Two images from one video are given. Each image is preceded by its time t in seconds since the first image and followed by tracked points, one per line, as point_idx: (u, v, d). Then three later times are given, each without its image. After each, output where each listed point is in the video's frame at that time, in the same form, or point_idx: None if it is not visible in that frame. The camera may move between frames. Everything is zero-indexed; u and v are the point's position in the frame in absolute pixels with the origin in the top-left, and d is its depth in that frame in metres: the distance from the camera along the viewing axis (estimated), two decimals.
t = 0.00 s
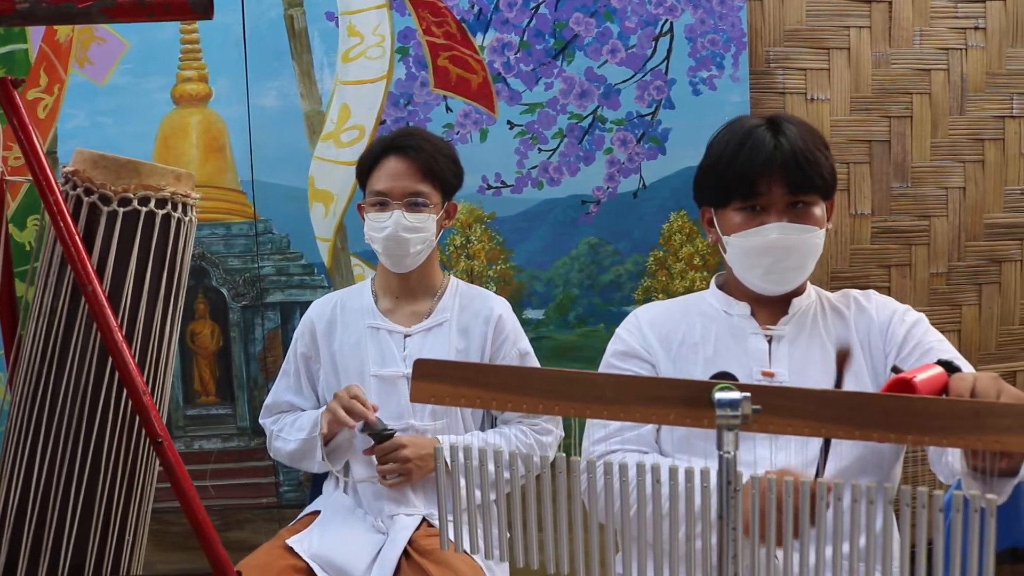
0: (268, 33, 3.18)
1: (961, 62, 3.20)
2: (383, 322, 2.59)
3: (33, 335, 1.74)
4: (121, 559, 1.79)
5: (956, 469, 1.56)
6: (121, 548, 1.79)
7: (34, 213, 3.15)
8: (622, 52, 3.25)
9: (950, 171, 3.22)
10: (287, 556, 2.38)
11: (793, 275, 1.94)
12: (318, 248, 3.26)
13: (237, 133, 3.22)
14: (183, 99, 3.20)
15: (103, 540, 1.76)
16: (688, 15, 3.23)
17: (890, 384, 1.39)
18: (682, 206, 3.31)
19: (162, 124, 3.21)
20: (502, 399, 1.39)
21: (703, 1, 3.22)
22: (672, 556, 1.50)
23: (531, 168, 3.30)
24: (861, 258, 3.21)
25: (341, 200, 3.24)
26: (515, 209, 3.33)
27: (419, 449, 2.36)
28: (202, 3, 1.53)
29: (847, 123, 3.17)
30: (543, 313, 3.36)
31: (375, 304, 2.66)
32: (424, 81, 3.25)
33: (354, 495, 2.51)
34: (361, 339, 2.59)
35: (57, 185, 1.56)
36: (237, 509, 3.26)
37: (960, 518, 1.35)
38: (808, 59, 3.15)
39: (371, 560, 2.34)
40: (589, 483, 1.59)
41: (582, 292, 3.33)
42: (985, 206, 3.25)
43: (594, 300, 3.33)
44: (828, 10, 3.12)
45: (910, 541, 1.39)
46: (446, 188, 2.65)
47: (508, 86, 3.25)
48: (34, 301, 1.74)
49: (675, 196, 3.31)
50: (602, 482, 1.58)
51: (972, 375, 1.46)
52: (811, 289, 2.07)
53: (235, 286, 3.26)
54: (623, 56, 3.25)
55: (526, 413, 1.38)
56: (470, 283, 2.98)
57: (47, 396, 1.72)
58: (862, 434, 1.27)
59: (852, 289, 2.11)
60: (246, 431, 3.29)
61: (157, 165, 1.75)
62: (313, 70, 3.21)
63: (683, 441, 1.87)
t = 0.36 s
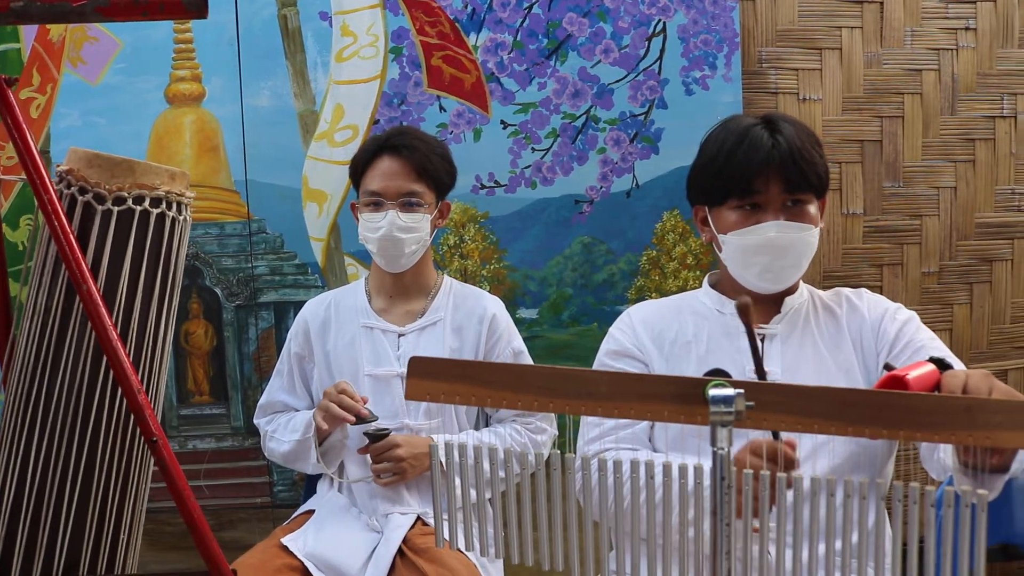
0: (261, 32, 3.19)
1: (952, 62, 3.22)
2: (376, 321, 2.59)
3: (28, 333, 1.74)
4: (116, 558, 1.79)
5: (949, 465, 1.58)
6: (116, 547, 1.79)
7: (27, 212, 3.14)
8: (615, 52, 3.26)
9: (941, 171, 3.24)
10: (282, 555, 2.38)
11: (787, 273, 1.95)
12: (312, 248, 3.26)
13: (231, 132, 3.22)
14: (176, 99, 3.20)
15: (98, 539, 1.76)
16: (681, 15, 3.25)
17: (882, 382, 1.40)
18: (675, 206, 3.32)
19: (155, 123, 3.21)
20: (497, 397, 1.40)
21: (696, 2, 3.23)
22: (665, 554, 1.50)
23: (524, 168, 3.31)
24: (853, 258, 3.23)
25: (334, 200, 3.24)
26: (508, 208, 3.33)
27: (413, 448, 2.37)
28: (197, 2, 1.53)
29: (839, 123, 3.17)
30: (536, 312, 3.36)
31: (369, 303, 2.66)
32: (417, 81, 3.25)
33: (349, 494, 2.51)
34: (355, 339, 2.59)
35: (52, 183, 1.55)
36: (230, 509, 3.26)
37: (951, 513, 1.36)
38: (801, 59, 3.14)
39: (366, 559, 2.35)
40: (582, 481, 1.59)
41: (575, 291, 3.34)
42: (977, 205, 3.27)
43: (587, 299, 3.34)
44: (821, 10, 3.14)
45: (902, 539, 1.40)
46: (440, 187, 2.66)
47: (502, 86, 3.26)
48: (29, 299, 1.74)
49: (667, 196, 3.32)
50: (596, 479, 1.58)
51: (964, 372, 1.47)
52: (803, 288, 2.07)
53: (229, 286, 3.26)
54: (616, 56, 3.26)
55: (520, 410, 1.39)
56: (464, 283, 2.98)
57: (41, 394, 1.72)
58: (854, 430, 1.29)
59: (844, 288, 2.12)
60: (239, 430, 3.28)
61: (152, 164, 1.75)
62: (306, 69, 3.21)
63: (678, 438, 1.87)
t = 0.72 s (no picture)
0: (254, 31, 3.18)
1: (943, 62, 3.23)
2: (369, 319, 2.59)
3: (18, 332, 1.73)
4: (108, 557, 1.79)
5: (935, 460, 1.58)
6: (107, 546, 1.79)
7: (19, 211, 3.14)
8: (607, 51, 3.27)
9: (932, 170, 3.25)
10: (274, 552, 2.38)
11: (778, 271, 1.96)
12: (305, 247, 3.26)
13: (224, 131, 3.22)
14: (169, 97, 3.20)
15: (89, 537, 1.76)
16: (673, 14, 3.26)
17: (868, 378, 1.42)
18: (667, 204, 3.33)
19: (148, 122, 3.21)
20: (487, 392, 1.40)
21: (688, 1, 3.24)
22: (655, 548, 1.51)
23: (517, 167, 3.31)
24: (845, 257, 3.23)
25: (327, 199, 3.24)
26: (500, 207, 3.34)
27: (405, 445, 2.37)
28: None
29: (831, 122, 3.16)
30: (529, 310, 3.37)
31: (362, 301, 2.66)
32: (410, 80, 3.25)
33: (341, 492, 2.51)
34: (347, 336, 2.60)
35: (44, 181, 1.53)
36: (223, 508, 3.26)
37: (939, 507, 1.37)
38: (794, 58, 3.09)
39: (358, 556, 2.35)
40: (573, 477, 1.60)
41: (568, 289, 3.35)
42: (968, 204, 3.28)
43: (579, 297, 3.35)
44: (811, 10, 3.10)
45: (890, 535, 1.41)
46: (432, 187, 2.67)
47: (494, 85, 3.27)
48: (20, 297, 1.74)
49: (659, 195, 3.33)
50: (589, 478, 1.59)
51: (951, 368, 1.48)
52: (794, 285, 2.08)
53: (221, 284, 3.27)
54: (609, 55, 3.27)
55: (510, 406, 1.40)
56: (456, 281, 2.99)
57: (31, 392, 1.71)
58: (842, 425, 1.29)
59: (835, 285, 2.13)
60: (232, 429, 3.29)
61: (144, 162, 1.75)
62: (299, 69, 3.21)
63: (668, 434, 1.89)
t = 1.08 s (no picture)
0: (245, 30, 3.18)
1: (936, 61, 3.23)
2: (361, 319, 2.59)
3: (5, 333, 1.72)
4: (96, 558, 1.78)
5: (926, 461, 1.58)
6: (96, 547, 1.78)
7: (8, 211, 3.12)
8: (600, 50, 3.27)
9: (925, 169, 3.25)
10: (265, 553, 2.37)
11: (770, 271, 1.96)
12: (296, 246, 3.25)
13: (215, 130, 3.22)
14: (160, 97, 3.19)
15: (78, 537, 1.75)
16: (665, 14, 3.26)
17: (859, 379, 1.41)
18: (660, 203, 3.33)
19: (139, 121, 3.20)
20: (476, 392, 1.40)
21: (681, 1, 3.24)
22: (645, 549, 1.51)
23: (510, 166, 3.31)
24: (837, 257, 3.23)
25: (319, 198, 3.23)
26: (492, 207, 3.33)
27: (396, 446, 2.37)
28: None
29: (824, 122, 3.17)
30: (521, 310, 3.36)
31: (354, 301, 2.66)
32: (402, 79, 3.25)
33: (332, 492, 2.50)
34: (339, 336, 2.59)
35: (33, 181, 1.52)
36: (215, 508, 3.24)
37: (928, 507, 1.36)
38: (786, 57, 3.11)
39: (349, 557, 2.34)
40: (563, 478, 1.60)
41: (560, 289, 3.35)
42: (961, 203, 3.29)
43: (572, 297, 3.35)
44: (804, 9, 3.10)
45: (880, 535, 1.41)
46: (425, 186, 2.66)
47: (487, 84, 3.27)
48: (7, 296, 1.72)
49: (652, 194, 3.33)
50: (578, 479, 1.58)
51: (941, 369, 1.47)
52: (786, 285, 2.08)
53: (213, 284, 3.26)
54: (601, 54, 3.27)
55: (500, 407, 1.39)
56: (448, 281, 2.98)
57: (18, 393, 1.69)
58: (831, 425, 1.29)
59: (827, 285, 2.13)
60: (224, 429, 3.28)
61: (133, 161, 1.74)
62: (291, 68, 3.21)
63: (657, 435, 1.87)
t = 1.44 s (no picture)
0: (237, 27, 3.15)
1: (932, 59, 3.21)
2: (353, 317, 2.56)
3: None
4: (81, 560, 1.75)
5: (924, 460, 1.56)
6: (80, 549, 1.74)
7: None
8: (594, 48, 3.24)
9: (921, 168, 3.23)
10: (255, 555, 2.34)
11: (765, 269, 1.94)
12: (288, 245, 3.22)
13: (206, 128, 3.19)
14: (150, 93, 3.16)
15: (61, 542, 1.71)
16: (660, 10, 3.22)
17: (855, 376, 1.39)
18: (655, 201, 3.30)
19: (129, 118, 3.17)
20: (465, 391, 1.37)
21: None
22: (638, 551, 1.49)
23: (503, 164, 3.28)
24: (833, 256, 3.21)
25: (311, 196, 3.20)
26: (486, 205, 3.31)
27: (387, 445, 2.34)
28: None
29: (819, 120, 3.14)
30: (515, 309, 3.34)
31: (345, 300, 2.63)
32: (395, 77, 3.22)
33: (323, 493, 2.47)
34: (330, 335, 2.56)
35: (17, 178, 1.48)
36: (206, 509, 3.21)
37: (927, 508, 1.34)
38: (782, 55, 3.09)
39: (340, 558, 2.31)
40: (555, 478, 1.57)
41: (554, 287, 3.32)
42: (958, 202, 3.27)
43: (566, 296, 3.32)
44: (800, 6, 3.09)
45: (877, 537, 1.39)
46: (417, 184, 2.63)
47: (480, 81, 3.24)
48: None
49: (647, 192, 3.31)
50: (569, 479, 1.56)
51: (939, 367, 1.45)
52: (781, 283, 2.05)
53: (204, 283, 3.23)
54: (595, 52, 3.24)
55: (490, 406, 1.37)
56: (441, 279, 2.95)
57: None
58: (827, 424, 1.27)
59: (823, 283, 2.11)
60: (215, 429, 3.25)
61: (118, 157, 1.71)
62: (283, 65, 3.18)
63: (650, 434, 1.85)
